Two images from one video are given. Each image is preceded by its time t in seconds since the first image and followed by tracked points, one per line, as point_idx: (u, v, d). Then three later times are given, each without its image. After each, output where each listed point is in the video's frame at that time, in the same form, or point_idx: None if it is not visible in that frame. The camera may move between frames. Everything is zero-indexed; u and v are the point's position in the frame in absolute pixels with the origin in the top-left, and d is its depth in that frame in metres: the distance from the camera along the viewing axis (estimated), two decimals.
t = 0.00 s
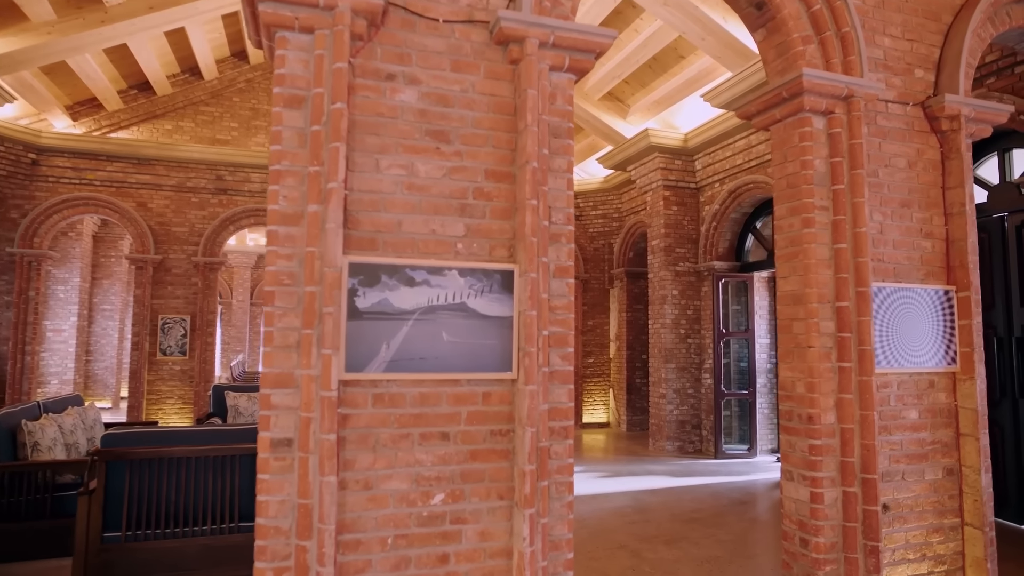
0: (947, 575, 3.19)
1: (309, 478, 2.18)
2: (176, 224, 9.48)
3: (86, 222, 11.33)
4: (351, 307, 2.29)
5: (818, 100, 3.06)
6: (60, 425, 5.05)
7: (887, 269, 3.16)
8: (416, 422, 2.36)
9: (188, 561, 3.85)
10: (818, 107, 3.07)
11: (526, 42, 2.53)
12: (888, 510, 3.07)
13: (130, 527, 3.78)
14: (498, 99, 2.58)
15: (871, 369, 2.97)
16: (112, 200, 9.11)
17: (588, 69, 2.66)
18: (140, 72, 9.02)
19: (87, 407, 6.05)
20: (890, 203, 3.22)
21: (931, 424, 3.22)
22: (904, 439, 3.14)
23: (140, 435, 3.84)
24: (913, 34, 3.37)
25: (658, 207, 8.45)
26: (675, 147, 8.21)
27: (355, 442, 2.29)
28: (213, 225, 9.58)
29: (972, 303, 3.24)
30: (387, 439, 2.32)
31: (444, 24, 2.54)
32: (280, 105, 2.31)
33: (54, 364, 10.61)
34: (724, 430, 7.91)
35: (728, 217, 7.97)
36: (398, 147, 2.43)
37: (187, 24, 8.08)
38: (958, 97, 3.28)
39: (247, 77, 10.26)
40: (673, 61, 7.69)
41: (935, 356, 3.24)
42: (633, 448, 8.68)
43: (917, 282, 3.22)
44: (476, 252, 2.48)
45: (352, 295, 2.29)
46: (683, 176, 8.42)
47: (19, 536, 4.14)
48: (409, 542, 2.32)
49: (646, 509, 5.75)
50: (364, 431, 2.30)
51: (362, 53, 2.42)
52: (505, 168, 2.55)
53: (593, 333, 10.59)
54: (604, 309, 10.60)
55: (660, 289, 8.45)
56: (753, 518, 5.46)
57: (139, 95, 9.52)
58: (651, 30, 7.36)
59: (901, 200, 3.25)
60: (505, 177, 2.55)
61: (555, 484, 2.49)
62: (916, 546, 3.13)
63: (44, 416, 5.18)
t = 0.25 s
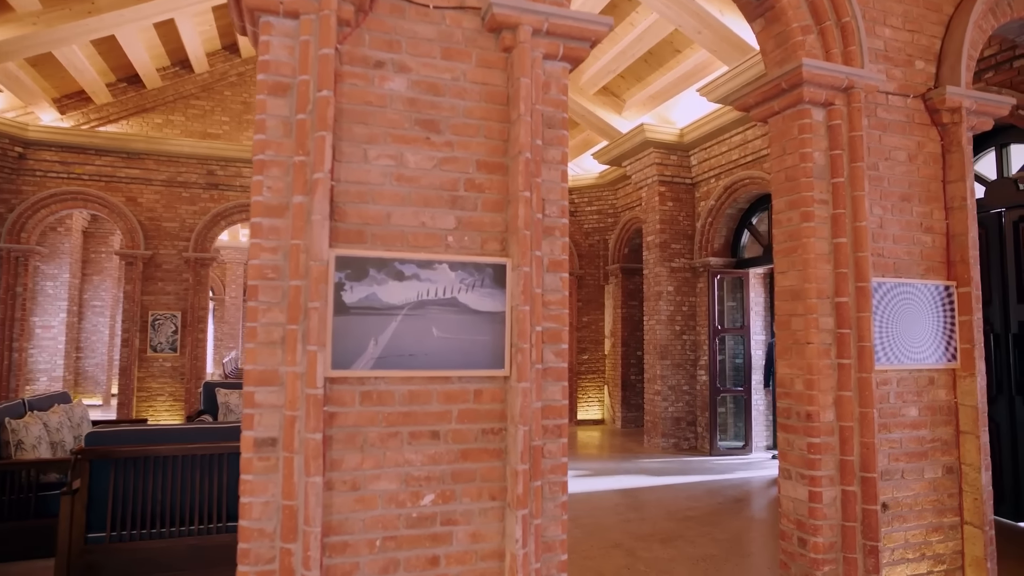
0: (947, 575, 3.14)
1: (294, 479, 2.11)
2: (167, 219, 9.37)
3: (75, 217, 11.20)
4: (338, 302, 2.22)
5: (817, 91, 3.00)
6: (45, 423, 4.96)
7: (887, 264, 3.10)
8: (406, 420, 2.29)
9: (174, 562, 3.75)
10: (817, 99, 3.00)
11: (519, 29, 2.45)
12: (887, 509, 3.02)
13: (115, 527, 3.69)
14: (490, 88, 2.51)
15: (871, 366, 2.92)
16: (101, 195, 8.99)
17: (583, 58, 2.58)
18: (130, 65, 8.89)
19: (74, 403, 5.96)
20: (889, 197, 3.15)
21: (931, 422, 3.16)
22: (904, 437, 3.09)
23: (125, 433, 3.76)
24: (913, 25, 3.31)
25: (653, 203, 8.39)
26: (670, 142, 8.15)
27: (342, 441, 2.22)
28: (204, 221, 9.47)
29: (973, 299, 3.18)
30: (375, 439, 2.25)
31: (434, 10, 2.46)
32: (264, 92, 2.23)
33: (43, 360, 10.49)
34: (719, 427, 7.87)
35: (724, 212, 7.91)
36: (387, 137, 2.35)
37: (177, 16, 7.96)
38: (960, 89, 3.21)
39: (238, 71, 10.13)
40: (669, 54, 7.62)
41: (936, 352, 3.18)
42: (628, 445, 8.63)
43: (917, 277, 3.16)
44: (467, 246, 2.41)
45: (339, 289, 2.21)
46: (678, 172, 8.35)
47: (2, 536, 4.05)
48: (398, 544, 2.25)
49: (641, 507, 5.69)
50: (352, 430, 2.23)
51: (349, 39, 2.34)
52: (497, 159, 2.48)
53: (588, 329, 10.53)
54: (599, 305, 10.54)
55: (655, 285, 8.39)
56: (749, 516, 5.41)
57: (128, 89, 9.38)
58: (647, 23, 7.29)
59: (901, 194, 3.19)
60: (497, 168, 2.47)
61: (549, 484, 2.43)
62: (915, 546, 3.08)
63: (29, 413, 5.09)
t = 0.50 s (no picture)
0: (945, 575, 3.08)
1: (278, 480, 2.03)
2: (157, 214, 9.25)
3: (64, 212, 11.06)
4: (323, 297, 2.14)
5: (816, 82, 2.93)
6: (29, 421, 4.85)
7: (886, 259, 3.04)
8: (394, 419, 2.22)
9: (159, 563, 3.68)
10: (817, 90, 2.94)
11: (512, 15, 2.38)
12: (886, 509, 2.96)
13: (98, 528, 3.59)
14: (481, 76, 2.43)
15: (870, 363, 2.87)
16: (89, 189, 8.86)
17: (577, 46, 2.51)
18: (118, 58, 8.76)
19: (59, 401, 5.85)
20: (889, 191, 3.09)
21: (930, 419, 3.11)
22: (903, 435, 3.03)
23: (108, 431, 3.66)
24: (914, 15, 3.25)
25: (648, 198, 8.32)
26: (665, 137, 8.08)
27: (328, 441, 2.14)
28: (194, 216, 9.35)
29: (973, 294, 3.12)
30: (362, 438, 2.18)
31: None
32: (246, 79, 2.15)
33: (31, 357, 10.40)
34: (713, 424, 7.83)
35: (719, 208, 7.85)
36: (374, 127, 2.28)
37: (165, 7, 7.84)
38: (961, 81, 3.15)
39: (230, 64, 10.00)
40: (664, 49, 7.55)
41: (935, 349, 3.13)
42: (622, 442, 8.58)
43: (917, 272, 3.10)
44: (457, 239, 2.33)
45: (324, 283, 2.14)
46: (673, 167, 8.29)
47: None
48: (385, 546, 2.18)
49: (636, 505, 5.64)
50: (337, 429, 2.16)
51: (335, 25, 2.26)
52: (489, 149, 2.40)
53: (582, 326, 10.47)
54: (593, 302, 10.48)
55: (650, 281, 8.33)
56: (744, 514, 5.36)
57: (117, 81, 9.24)
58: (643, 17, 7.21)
59: (901, 188, 3.13)
60: (488, 159, 2.40)
61: (541, 484, 2.36)
62: (914, 546, 3.02)
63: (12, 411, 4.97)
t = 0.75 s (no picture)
0: (945, 575, 3.03)
1: (261, 482, 1.96)
2: (147, 209, 9.13)
3: (53, 207, 10.92)
4: (308, 292, 2.06)
5: (817, 74, 2.87)
6: (13, 419, 4.76)
7: (887, 254, 2.98)
8: (382, 418, 2.15)
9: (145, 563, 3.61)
10: (817, 82, 2.87)
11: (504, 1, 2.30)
12: (886, 508, 2.91)
13: (82, 529, 3.50)
14: (473, 65, 2.35)
15: (870, 360, 2.81)
16: (78, 184, 8.74)
17: (572, 34, 2.43)
18: (107, 50, 8.63)
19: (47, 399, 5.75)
20: (890, 185, 3.03)
21: (930, 418, 3.05)
22: (903, 434, 2.97)
23: (92, 430, 3.56)
24: (915, 6, 3.18)
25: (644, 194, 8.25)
26: (661, 132, 8.02)
27: (314, 441, 2.07)
28: (185, 211, 9.23)
29: (975, 290, 3.06)
30: (349, 438, 2.11)
31: None
32: (228, 65, 2.06)
33: (19, 354, 10.31)
34: (709, 421, 7.79)
35: (715, 204, 7.80)
36: (362, 116, 2.20)
37: None
38: (963, 73, 3.09)
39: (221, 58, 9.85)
40: (660, 43, 7.47)
41: (936, 346, 3.07)
42: (617, 439, 8.53)
43: (917, 268, 3.05)
44: (448, 232, 2.26)
45: (310, 278, 2.06)
46: (669, 163, 8.22)
47: None
48: (373, 550, 2.11)
49: (630, 503, 5.59)
50: (324, 428, 2.08)
51: (321, 10, 2.18)
52: (481, 140, 2.33)
53: (577, 323, 10.41)
54: (588, 298, 10.42)
55: (645, 278, 8.27)
56: (739, 512, 5.30)
57: (106, 74, 9.10)
58: (638, 10, 7.13)
59: (902, 182, 3.06)
60: (480, 150, 2.33)
61: (534, 485, 2.30)
62: (914, 546, 2.97)
63: None
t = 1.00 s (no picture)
0: None
1: (240, 484, 1.87)
2: (136, 203, 8.99)
3: (39, 202, 10.83)
4: (290, 286, 1.98)
5: (818, 62, 2.79)
6: None
7: (888, 248, 2.91)
8: (368, 417, 2.07)
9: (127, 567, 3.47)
10: (818, 71, 2.80)
11: None
12: (886, 508, 2.84)
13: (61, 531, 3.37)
14: (463, 50, 2.26)
15: (871, 357, 2.74)
16: (65, 177, 8.60)
17: (566, 19, 2.35)
18: (94, 41, 8.48)
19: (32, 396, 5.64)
20: (891, 177, 2.95)
21: (931, 415, 2.98)
22: (904, 432, 2.90)
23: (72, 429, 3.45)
24: None
25: (639, 189, 8.16)
26: (657, 126, 7.93)
27: (297, 441, 1.99)
28: (174, 205, 9.10)
29: (977, 285, 2.99)
30: (333, 438, 2.02)
31: None
32: (205, 47, 1.96)
33: (7, 350, 10.12)
34: (704, 418, 7.74)
35: (710, 199, 7.73)
36: (347, 103, 2.11)
37: None
38: (967, 63, 3.01)
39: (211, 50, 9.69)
40: (655, 36, 7.38)
41: (937, 342, 3.00)
42: (611, 436, 8.47)
43: (919, 262, 2.98)
44: (437, 224, 2.18)
45: (292, 271, 1.97)
46: (664, 157, 8.14)
47: None
48: (359, 554, 2.03)
49: (625, 501, 5.53)
50: (307, 428, 2.00)
51: None
52: (471, 128, 2.25)
53: (572, 318, 10.33)
54: (582, 294, 10.34)
55: (640, 273, 8.20)
56: (735, 510, 5.24)
57: (93, 66, 8.95)
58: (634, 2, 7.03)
59: (903, 174, 2.99)
60: (471, 139, 2.24)
61: (526, 486, 2.22)
62: (915, 546, 2.90)
63: None
